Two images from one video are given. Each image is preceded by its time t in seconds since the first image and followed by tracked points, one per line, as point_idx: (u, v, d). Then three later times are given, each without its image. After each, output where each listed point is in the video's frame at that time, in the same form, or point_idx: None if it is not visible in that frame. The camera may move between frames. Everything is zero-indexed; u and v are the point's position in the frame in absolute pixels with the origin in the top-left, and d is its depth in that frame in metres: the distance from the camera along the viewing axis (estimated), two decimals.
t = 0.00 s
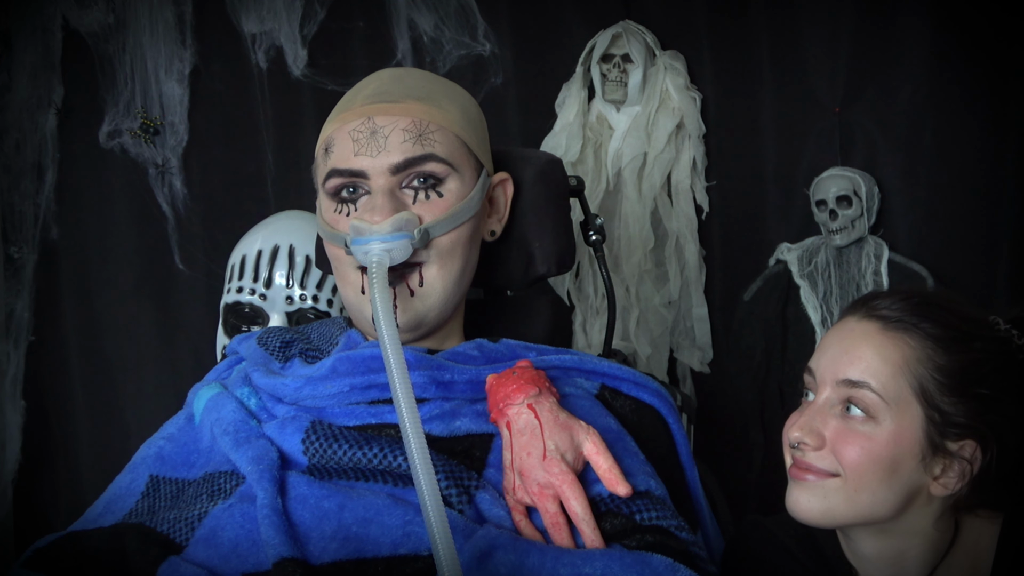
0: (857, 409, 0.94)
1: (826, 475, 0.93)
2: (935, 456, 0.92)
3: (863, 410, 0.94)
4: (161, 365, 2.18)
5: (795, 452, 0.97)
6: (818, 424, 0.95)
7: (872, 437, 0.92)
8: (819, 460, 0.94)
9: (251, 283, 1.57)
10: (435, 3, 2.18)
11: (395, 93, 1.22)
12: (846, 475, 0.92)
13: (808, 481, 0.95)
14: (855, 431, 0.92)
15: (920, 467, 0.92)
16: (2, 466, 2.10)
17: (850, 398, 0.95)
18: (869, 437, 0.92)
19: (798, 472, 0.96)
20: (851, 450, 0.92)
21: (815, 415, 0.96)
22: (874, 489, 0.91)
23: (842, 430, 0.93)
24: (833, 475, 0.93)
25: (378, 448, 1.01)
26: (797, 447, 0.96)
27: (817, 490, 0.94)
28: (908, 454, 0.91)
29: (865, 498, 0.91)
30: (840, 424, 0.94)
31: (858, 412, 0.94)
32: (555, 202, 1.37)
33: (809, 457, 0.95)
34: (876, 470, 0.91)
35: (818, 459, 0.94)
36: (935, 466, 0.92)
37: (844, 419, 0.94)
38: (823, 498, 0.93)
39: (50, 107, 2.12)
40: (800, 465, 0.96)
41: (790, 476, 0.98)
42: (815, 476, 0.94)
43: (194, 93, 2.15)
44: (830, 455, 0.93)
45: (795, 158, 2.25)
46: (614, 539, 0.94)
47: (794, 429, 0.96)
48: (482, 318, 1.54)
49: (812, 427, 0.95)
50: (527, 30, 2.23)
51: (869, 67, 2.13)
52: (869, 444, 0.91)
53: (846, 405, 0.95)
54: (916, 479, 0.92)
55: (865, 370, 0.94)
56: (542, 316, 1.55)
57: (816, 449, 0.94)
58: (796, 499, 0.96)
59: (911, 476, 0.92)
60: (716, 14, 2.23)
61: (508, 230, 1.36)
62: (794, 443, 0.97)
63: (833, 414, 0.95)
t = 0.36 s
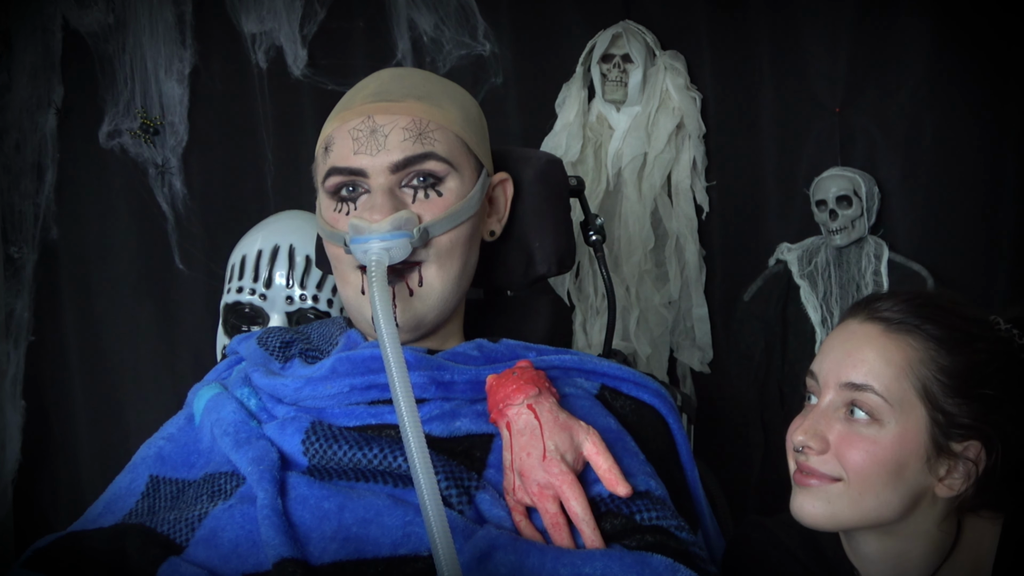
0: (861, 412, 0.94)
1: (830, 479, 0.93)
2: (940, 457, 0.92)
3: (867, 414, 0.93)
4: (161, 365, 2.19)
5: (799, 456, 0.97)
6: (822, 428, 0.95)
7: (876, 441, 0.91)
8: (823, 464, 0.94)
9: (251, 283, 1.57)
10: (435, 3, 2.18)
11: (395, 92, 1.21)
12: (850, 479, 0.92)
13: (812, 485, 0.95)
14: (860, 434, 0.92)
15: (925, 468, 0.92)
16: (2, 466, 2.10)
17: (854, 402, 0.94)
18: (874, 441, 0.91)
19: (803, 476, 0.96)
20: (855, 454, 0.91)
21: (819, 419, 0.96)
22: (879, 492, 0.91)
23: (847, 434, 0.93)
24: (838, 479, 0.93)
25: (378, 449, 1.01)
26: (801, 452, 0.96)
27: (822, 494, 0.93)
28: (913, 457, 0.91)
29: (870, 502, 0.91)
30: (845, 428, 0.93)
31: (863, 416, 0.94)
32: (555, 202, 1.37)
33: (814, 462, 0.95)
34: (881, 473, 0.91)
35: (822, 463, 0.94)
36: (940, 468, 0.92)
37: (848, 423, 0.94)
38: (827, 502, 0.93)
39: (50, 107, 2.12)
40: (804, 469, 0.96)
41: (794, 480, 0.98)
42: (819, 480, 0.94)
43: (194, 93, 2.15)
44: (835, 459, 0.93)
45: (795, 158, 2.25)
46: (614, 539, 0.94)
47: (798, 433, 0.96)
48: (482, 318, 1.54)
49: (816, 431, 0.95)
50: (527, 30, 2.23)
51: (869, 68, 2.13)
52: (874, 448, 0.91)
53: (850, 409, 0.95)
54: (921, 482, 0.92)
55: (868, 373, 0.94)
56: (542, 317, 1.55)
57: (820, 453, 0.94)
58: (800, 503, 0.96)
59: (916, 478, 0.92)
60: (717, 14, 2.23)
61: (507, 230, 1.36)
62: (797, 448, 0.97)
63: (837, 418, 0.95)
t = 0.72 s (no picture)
0: (864, 415, 0.93)
1: (841, 488, 0.93)
2: (947, 452, 0.92)
3: (870, 416, 0.93)
4: (161, 365, 2.18)
5: (808, 468, 0.97)
6: (828, 437, 0.95)
7: (882, 443, 0.91)
8: (832, 474, 0.93)
9: (251, 283, 1.57)
10: (435, 3, 2.18)
11: (395, 93, 1.21)
12: (861, 486, 0.91)
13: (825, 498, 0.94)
14: (865, 438, 0.92)
15: (934, 465, 0.92)
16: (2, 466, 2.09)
17: (856, 406, 0.94)
18: (880, 443, 0.91)
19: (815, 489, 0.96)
20: (863, 459, 0.91)
21: (823, 427, 0.96)
22: (890, 494, 0.91)
23: (853, 440, 0.93)
24: (848, 487, 0.92)
25: (378, 448, 1.01)
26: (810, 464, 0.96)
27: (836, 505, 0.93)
28: (920, 454, 0.91)
29: (883, 505, 0.91)
30: (850, 435, 0.93)
31: (866, 419, 0.93)
32: (555, 202, 1.37)
33: (823, 473, 0.94)
34: (890, 475, 0.91)
35: (831, 473, 0.93)
36: (949, 462, 0.92)
37: (853, 428, 0.93)
38: (841, 512, 0.93)
39: (50, 107, 2.12)
40: (815, 481, 0.95)
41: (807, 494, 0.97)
42: (831, 490, 0.94)
43: (194, 93, 2.15)
44: (843, 468, 0.92)
45: (795, 158, 2.25)
46: (614, 539, 0.94)
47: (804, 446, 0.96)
48: (482, 318, 1.54)
49: (822, 441, 0.94)
50: (527, 30, 2.23)
51: (869, 68, 2.13)
52: (881, 451, 0.91)
53: (853, 413, 0.94)
54: (931, 478, 0.92)
55: (866, 375, 0.94)
56: (542, 317, 1.55)
57: (828, 463, 0.94)
58: (816, 516, 0.95)
59: (926, 475, 0.91)
60: (717, 14, 2.23)
61: (507, 230, 1.36)
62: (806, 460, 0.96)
63: (841, 425, 0.94)
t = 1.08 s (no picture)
0: (868, 418, 0.94)
1: (847, 493, 0.92)
2: (951, 450, 0.92)
3: (873, 418, 0.93)
4: (161, 365, 2.18)
5: (813, 473, 0.96)
6: (832, 442, 0.94)
7: (887, 445, 0.91)
8: (837, 479, 0.93)
9: (251, 283, 1.57)
10: (435, 3, 2.18)
11: (395, 92, 1.21)
12: (867, 489, 0.91)
13: (832, 502, 0.94)
14: (869, 440, 0.92)
15: (939, 463, 0.91)
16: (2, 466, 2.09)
17: (859, 409, 0.94)
18: (884, 445, 0.91)
19: (822, 494, 0.95)
20: (868, 461, 0.91)
21: (827, 432, 0.96)
22: (896, 495, 0.91)
23: (857, 443, 0.92)
24: (854, 490, 0.92)
25: (378, 448, 1.01)
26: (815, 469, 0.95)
27: (843, 509, 0.93)
28: (925, 454, 0.91)
29: (889, 507, 0.91)
30: (854, 438, 0.93)
31: (870, 421, 0.93)
32: (555, 202, 1.37)
33: (828, 478, 0.94)
34: (895, 476, 0.90)
35: (836, 478, 0.93)
36: (953, 461, 0.92)
37: (857, 431, 0.93)
38: (847, 517, 0.93)
39: (50, 107, 2.12)
40: (821, 486, 0.95)
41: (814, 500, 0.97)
42: (837, 495, 0.93)
43: (194, 93, 2.15)
44: (848, 472, 0.92)
45: (795, 159, 2.25)
46: (614, 538, 0.94)
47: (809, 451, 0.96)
48: (482, 318, 1.54)
49: (826, 446, 0.94)
50: (527, 30, 2.23)
51: (869, 68, 2.13)
52: (886, 452, 0.91)
53: (856, 416, 0.94)
54: (937, 478, 0.91)
55: (867, 377, 0.94)
56: (542, 317, 1.55)
57: (834, 468, 0.93)
58: (824, 522, 0.95)
59: (932, 475, 0.91)
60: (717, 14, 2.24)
61: (508, 230, 1.36)
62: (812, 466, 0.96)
63: (845, 429, 0.94)
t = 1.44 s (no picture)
0: (858, 418, 0.94)
1: (832, 490, 0.93)
2: (940, 457, 0.91)
3: (863, 419, 0.93)
4: (162, 364, 2.19)
5: (802, 469, 0.97)
6: (821, 439, 0.95)
7: (875, 446, 0.91)
8: (824, 476, 0.94)
9: (251, 283, 1.57)
10: (435, 3, 2.18)
11: (395, 93, 1.22)
12: (852, 488, 0.92)
13: (818, 498, 0.95)
14: (858, 440, 0.92)
15: (927, 469, 0.91)
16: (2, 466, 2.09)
17: (850, 409, 0.95)
18: (872, 446, 0.91)
19: (809, 490, 0.96)
20: (855, 461, 0.91)
21: (817, 429, 0.96)
22: (881, 497, 0.91)
23: (845, 442, 0.93)
24: (839, 488, 0.93)
25: (378, 448, 1.01)
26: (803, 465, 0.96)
27: (827, 506, 0.93)
28: (913, 458, 0.91)
29: (875, 508, 0.91)
30: (843, 436, 0.94)
31: (860, 421, 0.94)
32: (555, 202, 1.37)
33: (816, 474, 0.95)
34: (882, 478, 0.91)
35: (823, 475, 0.94)
36: (942, 468, 0.92)
37: (846, 430, 0.94)
38: (832, 514, 0.93)
39: (50, 107, 2.12)
40: (808, 482, 0.96)
41: (802, 495, 0.98)
42: (823, 492, 0.94)
43: (194, 93, 2.15)
44: (835, 469, 0.93)
45: (795, 159, 2.25)
46: (614, 539, 0.94)
47: (798, 447, 0.96)
48: (483, 318, 1.54)
49: (815, 443, 0.95)
50: (527, 30, 2.23)
51: (868, 69, 2.13)
52: (873, 453, 0.91)
53: (847, 416, 0.95)
54: (924, 483, 0.91)
55: (860, 378, 0.94)
56: (542, 317, 1.55)
57: (821, 464, 0.94)
58: (809, 518, 0.96)
59: (919, 480, 0.91)
60: (717, 14, 2.24)
61: (508, 230, 1.36)
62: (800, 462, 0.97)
63: (835, 427, 0.95)
